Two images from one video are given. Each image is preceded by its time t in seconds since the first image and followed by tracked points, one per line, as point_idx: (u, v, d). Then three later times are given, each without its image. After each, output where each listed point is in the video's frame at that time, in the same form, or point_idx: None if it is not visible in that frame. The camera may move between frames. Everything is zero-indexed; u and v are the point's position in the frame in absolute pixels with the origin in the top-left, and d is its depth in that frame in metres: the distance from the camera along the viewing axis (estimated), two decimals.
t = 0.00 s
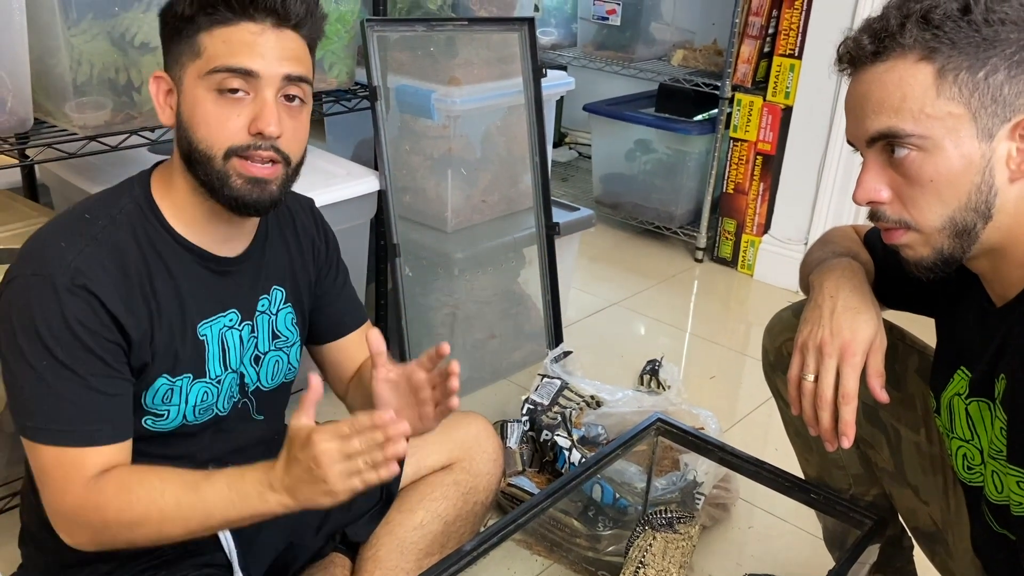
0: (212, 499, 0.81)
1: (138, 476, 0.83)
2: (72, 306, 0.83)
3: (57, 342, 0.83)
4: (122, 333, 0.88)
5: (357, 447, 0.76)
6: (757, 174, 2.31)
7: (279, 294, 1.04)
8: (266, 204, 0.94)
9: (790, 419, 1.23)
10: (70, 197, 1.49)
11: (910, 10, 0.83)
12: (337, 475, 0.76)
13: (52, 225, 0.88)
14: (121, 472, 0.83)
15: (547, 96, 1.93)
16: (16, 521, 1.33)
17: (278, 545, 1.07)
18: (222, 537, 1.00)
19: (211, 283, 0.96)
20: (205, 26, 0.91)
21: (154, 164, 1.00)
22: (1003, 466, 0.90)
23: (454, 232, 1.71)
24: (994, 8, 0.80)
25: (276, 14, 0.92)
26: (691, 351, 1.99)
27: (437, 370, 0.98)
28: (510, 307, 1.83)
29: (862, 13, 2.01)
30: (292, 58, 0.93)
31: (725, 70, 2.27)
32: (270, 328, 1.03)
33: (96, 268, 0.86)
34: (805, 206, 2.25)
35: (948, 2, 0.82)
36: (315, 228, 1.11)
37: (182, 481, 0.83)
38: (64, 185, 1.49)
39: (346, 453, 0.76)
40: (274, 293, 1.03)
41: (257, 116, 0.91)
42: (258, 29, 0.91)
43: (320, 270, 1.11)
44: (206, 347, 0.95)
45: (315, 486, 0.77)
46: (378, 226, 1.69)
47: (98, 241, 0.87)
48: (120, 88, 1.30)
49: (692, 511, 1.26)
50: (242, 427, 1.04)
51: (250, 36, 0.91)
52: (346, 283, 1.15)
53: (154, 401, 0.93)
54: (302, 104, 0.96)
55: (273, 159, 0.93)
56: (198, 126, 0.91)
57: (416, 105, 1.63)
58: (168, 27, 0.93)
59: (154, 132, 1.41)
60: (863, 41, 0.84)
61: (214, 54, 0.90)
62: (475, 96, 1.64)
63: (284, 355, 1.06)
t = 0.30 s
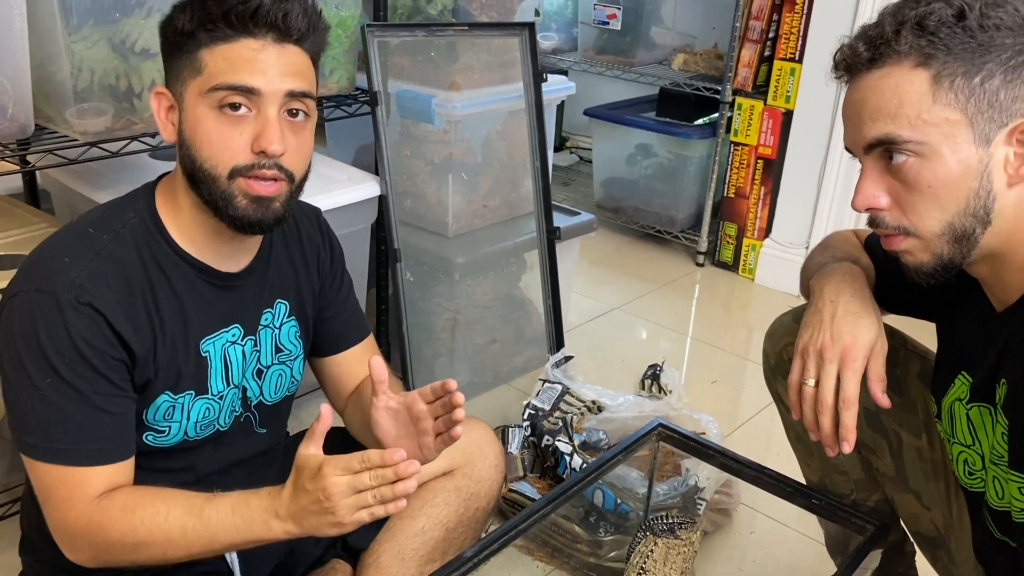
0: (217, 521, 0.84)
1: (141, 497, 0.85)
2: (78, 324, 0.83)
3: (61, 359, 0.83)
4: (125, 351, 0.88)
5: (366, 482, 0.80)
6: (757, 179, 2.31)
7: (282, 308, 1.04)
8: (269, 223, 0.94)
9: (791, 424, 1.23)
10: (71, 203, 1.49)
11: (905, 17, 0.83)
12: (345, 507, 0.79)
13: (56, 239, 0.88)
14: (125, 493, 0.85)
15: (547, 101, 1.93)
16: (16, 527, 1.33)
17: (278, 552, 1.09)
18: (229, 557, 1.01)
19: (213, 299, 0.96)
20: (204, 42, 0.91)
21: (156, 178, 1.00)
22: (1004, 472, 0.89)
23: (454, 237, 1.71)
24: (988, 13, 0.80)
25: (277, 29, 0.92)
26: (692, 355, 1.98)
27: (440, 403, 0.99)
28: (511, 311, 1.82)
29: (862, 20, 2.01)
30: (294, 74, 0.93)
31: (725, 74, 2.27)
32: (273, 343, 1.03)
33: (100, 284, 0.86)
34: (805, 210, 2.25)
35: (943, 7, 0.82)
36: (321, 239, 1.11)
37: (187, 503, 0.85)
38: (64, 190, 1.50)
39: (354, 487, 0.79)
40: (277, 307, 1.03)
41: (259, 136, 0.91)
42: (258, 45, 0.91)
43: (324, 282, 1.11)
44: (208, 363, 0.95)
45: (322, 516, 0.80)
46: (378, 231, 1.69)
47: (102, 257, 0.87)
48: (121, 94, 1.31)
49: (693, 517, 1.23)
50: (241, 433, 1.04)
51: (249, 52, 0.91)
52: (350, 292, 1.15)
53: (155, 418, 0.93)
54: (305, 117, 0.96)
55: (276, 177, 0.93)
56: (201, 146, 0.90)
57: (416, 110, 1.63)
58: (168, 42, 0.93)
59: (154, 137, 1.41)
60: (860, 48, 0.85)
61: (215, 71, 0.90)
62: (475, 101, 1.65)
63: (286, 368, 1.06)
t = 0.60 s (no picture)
0: (216, 536, 0.83)
1: (141, 506, 0.84)
2: (77, 330, 0.83)
3: (60, 366, 0.82)
4: (125, 357, 0.87)
5: (367, 508, 0.80)
6: (758, 182, 2.30)
7: (282, 313, 1.04)
8: (269, 232, 0.94)
9: (793, 428, 1.23)
10: (71, 208, 1.49)
11: (903, 23, 0.82)
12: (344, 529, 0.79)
13: (55, 245, 0.88)
14: (122, 504, 0.84)
15: (547, 105, 1.93)
16: (16, 533, 1.32)
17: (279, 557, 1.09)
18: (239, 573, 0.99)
19: (212, 305, 0.95)
20: (202, 51, 0.90)
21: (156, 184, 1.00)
22: (1007, 477, 0.89)
23: (454, 241, 1.70)
24: (987, 18, 0.80)
25: (277, 38, 0.92)
26: (693, 359, 1.98)
27: (442, 421, 0.98)
28: (511, 315, 1.82)
29: (862, 24, 2.01)
30: (293, 84, 0.93)
31: (725, 77, 2.27)
32: (272, 349, 1.03)
33: (99, 291, 0.85)
34: (806, 213, 2.25)
35: (940, 11, 0.81)
36: (321, 245, 1.11)
37: (187, 517, 0.85)
38: (64, 195, 1.49)
39: (355, 512, 0.79)
40: (277, 313, 1.03)
41: (258, 146, 0.91)
42: (257, 55, 0.91)
43: (324, 287, 1.11)
44: (208, 370, 0.95)
45: (322, 539, 0.80)
46: (378, 235, 1.68)
47: (101, 263, 0.87)
48: (120, 99, 1.31)
49: (694, 521, 1.24)
50: (241, 438, 1.03)
51: (247, 62, 0.90)
52: (350, 298, 1.15)
53: (155, 424, 0.93)
54: (304, 127, 0.96)
55: (276, 188, 0.92)
56: (199, 157, 0.90)
57: (416, 115, 1.63)
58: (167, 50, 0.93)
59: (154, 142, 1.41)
60: (858, 54, 0.84)
61: (214, 82, 0.90)
62: (475, 105, 1.64)
63: (286, 375, 1.05)
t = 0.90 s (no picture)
0: (207, 519, 0.83)
1: (134, 506, 0.84)
2: (79, 337, 0.83)
3: (61, 372, 0.82)
4: (127, 363, 0.87)
5: (352, 462, 0.81)
6: (756, 184, 2.31)
7: (282, 317, 1.04)
8: (275, 236, 0.94)
9: (792, 430, 1.23)
10: (70, 212, 1.49)
11: (898, 29, 0.82)
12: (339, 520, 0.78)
13: (56, 250, 0.88)
14: (115, 501, 0.84)
15: (546, 107, 1.93)
16: (15, 538, 1.32)
17: (278, 561, 1.09)
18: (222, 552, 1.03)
19: (214, 310, 0.95)
20: (196, 62, 0.89)
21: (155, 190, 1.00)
22: (1006, 479, 0.89)
23: (453, 244, 1.70)
24: (981, 23, 0.80)
25: (270, 47, 0.91)
26: (692, 360, 1.98)
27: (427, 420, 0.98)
28: (511, 318, 1.82)
29: (860, 27, 2.01)
30: (289, 93, 0.92)
31: (724, 79, 2.27)
32: (273, 352, 1.03)
33: (100, 297, 0.85)
34: (805, 215, 2.25)
35: (935, 17, 0.81)
36: (321, 249, 1.11)
37: (177, 505, 0.84)
38: (62, 199, 1.49)
39: (340, 467, 0.80)
40: (277, 316, 1.03)
41: (258, 156, 0.91)
42: (252, 66, 0.90)
43: (323, 291, 1.10)
44: (210, 374, 0.95)
45: (311, 501, 0.81)
46: (378, 238, 1.68)
47: (103, 269, 0.87)
48: (119, 103, 1.31)
49: (694, 524, 1.24)
50: (241, 442, 1.03)
51: (242, 74, 0.90)
52: (348, 302, 1.15)
53: (157, 429, 0.93)
54: (302, 133, 0.96)
55: (278, 194, 0.93)
56: (199, 168, 0.90)
57: (415, 118, 1.63)
58: (160, 64, 0.92)
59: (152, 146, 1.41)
60: (853, 61, 0.84)
61: (210, 94, 0.89)
62: (473, 108, 1.64)
63: (288, 379, 1.05)
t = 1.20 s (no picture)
0: (208, 551, 0.84)
1: (134, 519, 0.85)
2: (83, 344, 0.83)
3: (63, 379, 0.82)
4: (130, 368, 0.87)
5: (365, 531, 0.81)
6: (755, 184, 2.31)
7: (283, 318, 1.03)
8: (278, 233, 0.95)
9: (791, 431, 1.23)
10: (68, 213, 1.49)
11: (891, 33, 0.82)
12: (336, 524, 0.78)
13: (59, 253, 0.88)
14: (117, 516, 0.84)
15: (545, 107, 1.92)
16: (14, 540, 1.32)
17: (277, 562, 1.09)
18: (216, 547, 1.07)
19: (218, 313, 0.95)
20: (181, 69, 0.89)
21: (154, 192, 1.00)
22: (1005, 479, 0.89)
23: (452, 245, 1.70)
24: (973, 24, 0.80)
25: (252, 45, 0.91)
26: (691, 360, 1.98)
27: (448, 446, 0.99)
28: (509, 319, 1.82)
29: (857, 27, 2.01)
30: (280, 87, 0.93)
31: (722, 79, 2.27)
32: (274, 352, 1.02)
33: (105, 303, 0.85)
34: (803, 215, 2.25)
35: (927, 20, 0.81)
36: (320, 251, 1.10)
37: (179, 531, 0.85)
38: (61, 201, 1.49)
39: (353, 535, 0.81)
40: (278, 317, 1.03)
41: (254, 156, 0.91)
42: (237, 67, 0.90)
43: (322, 291, 1.10)
44: (212, 376, 0.95)
45: (317, 559, 0.81)
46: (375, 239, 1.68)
47: (107, 274, 0.86)
48: (116, 104, 1.30)
49: (694, 525, 1.24)
50: (240, 443, 1.03)
51: (228, 77, 0.89)
52: (346, 302, 1.14)
53: (158, 431, 0.93)
54: (294, 129, 0.96)
55: (277, 193, 0.93)
56: (197, 173, 0.90)
57: (412, 118, 1.63)
58: (145, 73, 0.92)
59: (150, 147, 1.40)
60: (846, 66, 0.84)
61: (199, 100, 0.89)
62: (471, 109, 1.65)
63: (288, 379, 1.05)
